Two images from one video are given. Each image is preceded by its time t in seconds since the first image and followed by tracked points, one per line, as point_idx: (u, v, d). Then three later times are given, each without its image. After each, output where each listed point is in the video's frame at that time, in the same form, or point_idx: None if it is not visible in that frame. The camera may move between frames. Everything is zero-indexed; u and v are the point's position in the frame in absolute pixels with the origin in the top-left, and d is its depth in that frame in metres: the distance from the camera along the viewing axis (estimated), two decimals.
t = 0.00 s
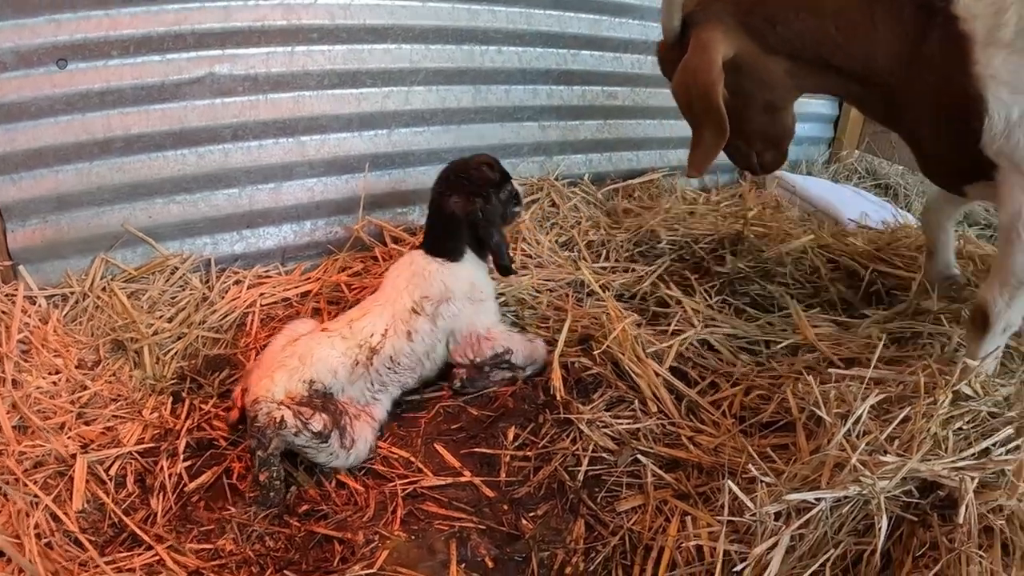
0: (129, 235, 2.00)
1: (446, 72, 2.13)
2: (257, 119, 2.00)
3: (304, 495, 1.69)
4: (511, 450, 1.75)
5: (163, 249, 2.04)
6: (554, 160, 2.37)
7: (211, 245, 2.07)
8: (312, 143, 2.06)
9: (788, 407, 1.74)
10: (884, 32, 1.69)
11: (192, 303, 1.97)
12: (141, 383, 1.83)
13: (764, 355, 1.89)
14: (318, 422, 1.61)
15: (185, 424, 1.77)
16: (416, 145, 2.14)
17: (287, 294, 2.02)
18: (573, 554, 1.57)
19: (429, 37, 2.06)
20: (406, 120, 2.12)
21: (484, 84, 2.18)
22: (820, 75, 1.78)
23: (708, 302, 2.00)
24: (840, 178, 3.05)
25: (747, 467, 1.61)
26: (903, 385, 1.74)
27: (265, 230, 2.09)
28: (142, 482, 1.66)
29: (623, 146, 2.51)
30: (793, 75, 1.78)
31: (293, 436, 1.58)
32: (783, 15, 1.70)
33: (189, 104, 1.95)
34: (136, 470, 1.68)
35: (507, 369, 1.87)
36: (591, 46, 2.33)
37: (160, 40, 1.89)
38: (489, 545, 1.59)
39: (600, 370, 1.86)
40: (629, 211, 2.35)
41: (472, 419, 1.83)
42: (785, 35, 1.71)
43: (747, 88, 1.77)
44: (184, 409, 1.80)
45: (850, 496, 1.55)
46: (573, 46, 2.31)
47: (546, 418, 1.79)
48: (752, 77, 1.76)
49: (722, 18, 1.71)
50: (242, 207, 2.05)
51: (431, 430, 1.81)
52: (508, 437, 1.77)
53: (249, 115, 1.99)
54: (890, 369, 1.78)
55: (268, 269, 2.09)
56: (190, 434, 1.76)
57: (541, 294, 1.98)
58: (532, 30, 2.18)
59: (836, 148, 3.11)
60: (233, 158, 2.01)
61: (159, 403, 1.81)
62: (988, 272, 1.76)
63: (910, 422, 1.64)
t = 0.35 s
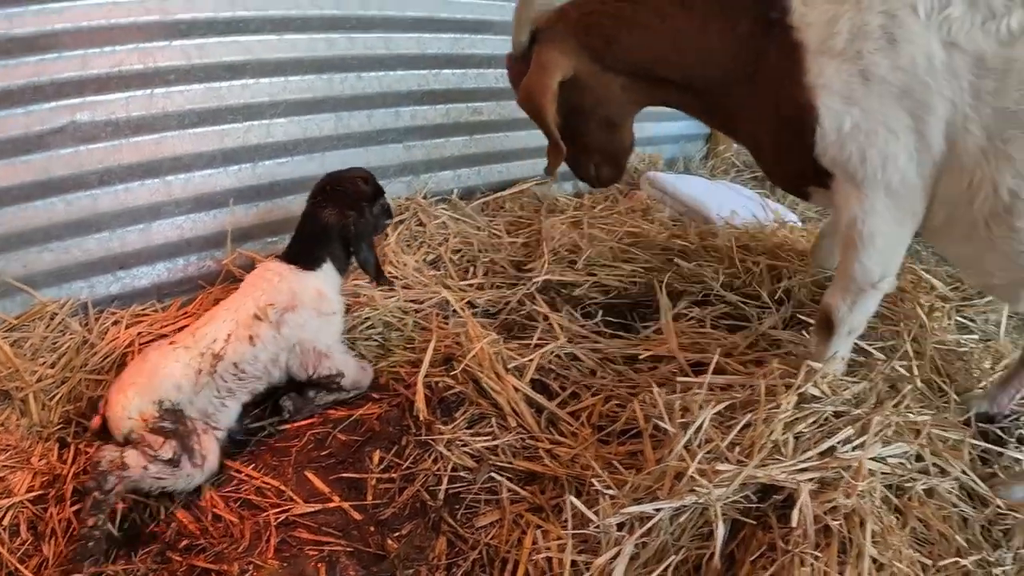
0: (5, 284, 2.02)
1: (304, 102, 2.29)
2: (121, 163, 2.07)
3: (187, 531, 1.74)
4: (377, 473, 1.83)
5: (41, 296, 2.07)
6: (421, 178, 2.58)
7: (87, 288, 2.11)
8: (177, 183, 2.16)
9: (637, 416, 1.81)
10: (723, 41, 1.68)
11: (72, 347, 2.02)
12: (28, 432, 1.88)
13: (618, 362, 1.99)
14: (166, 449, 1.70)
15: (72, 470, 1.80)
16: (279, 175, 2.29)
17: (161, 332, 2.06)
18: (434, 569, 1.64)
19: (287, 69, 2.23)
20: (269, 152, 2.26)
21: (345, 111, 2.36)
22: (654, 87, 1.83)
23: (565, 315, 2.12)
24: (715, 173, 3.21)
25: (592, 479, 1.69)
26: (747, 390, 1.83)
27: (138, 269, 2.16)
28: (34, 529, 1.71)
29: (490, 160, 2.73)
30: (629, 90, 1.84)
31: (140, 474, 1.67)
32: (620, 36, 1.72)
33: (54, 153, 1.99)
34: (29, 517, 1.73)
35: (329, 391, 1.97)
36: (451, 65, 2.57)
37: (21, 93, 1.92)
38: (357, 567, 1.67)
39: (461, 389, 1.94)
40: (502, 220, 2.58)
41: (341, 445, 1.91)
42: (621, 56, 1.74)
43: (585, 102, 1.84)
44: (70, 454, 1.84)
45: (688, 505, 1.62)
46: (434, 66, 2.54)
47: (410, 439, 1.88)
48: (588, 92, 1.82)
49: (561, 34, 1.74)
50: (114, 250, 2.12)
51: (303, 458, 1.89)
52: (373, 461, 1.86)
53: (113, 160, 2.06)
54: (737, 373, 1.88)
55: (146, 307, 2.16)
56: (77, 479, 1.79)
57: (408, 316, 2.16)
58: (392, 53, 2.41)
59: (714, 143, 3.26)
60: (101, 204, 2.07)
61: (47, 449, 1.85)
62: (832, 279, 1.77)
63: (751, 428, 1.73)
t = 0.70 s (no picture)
0: None
1: (230, 117, 2.37)
2: (54, 182, 2.11)
3: (128, 538, 1.79)
4: (307, 475, 1.92)
5: None
6: (347, 186, 2.75)
7: (25, 305, 2.17)
8: (109, 200, 2.22)
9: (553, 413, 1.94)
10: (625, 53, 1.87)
11: (11, 364, 2.08)
12: None
13: (538, 359, 2.18)
14: (110, 419, 1.80)
15: (16, 484, 1.86)
16: (208, 189, 2.39)
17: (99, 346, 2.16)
18: (364, 566, 1.72)
19: (211, 85, 2.29)
20: (199, 166, 2.36)
21: (271, 124, 2.47)
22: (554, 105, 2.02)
23: (491, 319, 2.32)
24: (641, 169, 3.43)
25: (509, 475, 1.79)
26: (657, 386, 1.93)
27: (75, 285, 2.23)
28: None
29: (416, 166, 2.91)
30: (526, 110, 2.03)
31: (81, 482, 1.77)
32: (525, 55, 1.92)
33: None
34: None
35: (270, 390, 2.07)
36: (375, 74, 2.69)
37: None
38: (291, 566, 1.73)
39: (388, 391, 2.07)
40: (431, 227, 2.82)
41: (273, 449, 1.99)
42: (526, 72, 1.93)
43: (480, 118, 1.99)
44: (14, 468, 1.90)
45: (600, 495, 1.68)
46: (358, 76, 2.65)
47: (338, 441, 1.97)
48: (487, 107, 1.98)
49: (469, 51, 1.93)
50: (49, 267, 2.18)
51: (237, 462, 1.96)
52: (303, 463, 1.94)
53: (46, 180, 2.10)
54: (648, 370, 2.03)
55: (83, 322, 2.25)
56: (21, 493, 1.85)
57: (338, 322, 2.33)
58: (315, 66, 2.51)
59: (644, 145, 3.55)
60: (35, 223, 2.12)
61: None
62: (739, 277, 1.93)
63: (662, 420, 1.81)
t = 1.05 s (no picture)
0: None
1: (227, 115, 2.36)
2: (48, 181, 2.09)
3: (124, 541, 1.77)
4: (305, 475, 1.90)
5: None
6: (345, 184, 2.73)
7: (21, 305, 2.16)
8: (104, 198, 2.21)
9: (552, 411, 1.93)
10: (602, 67, 1.97)
11: (7, 364, 2.09)
12: None
13: (536, 358, 2.18)
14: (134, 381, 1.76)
15: (11, 485, 1.86)
16: (204, 187, 2.38)
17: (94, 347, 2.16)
18: (362, 567, 1.69)
19: (207, 83, 2.28)
20: (194, 164, 2.35)
21: (268, 122, 2.46)
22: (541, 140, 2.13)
23: (489, 318, 2.32)
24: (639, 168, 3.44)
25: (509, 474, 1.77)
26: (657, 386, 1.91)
27: (70, 285, 2.22)
28: None
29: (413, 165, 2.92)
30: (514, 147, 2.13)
31: (102, 454, 1.76)
32: (511, 102, 2.05)
33: None
34: None
35: (267, 391, 2.05)
36: (372, 73, 2.69)
37: None
38: (288, 567, 1.71)
39: (386, 390, 2.05)
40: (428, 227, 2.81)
41: (270, 449, 1.97)
42: (514, 119, 2.06)
43: (471, 179, 2.11)
44: (9, 469, 1.89)
45: (601, 494, 1.66)
46: (355, 74, 2.65)
47: (336, 441, 1.96)
48: (477, 162, 2.09)
49: (457, 106, 2.06)
50: (45, 266, 2.17)
51: (234, 463, 1.94)
52: (301, 463, 1.92)
53: (41, 178, 2.08)
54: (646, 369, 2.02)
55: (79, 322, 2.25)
56: (16, 494, 1.85)
57: (335, 321, 2.31)
58: (312, 63, 2.49)
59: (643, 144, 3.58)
60: (29, 222, 2.10)
61: None
62: (732, 271, 1.98)
63: (662, 418, 1.80)
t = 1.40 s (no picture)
0: None
1: (231, 114, 2.41)
2: (56, 178, 2.15)
3: (132, 528, 1.81)
4: (309, 465, 1.94)
5: None
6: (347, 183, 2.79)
7: (29, 300, 2.25)
8: (111, 195, 2.26)
9: (551, 401, 1.98)
10: (575, 70, 2.04)
11: (15, 358, 2.13)
12: None
13: (535, 351, 2.22)
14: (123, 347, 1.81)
15: (21, 476, 1.90)
16: (209, 185, 2.43)
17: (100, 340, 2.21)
18: (365, 553, 1.73)
19: (213, 82, 2.33)
20: (199, 162, 2.40)
21: (271, 121, 2.51)
22: (519, 146, 2.19)
23: (489, 312, 2.37)
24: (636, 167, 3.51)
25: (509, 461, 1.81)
26: (655, 377, 1.96)
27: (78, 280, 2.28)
28: None
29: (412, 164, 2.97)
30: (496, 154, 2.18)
31: (100, 418, 1.81)
32: (489, 112, 2.11)
33: None
34: None
35: (272, 383, 2.09)
36: (374, 73, 2.75)
37: None
38: (293, 553, 1.74)
39: (389, 382, 2.09)
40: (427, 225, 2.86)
41: (275, 440, 2.01)
42: (492, 128, 2.12)
43: (448, 194, 2.16)
44: (18, 461, 1.94)
45: (600, 479, 1.70)
46: (357, 74, 2.71)
47: (340, 432, 1.99)
48: (456, 175, 2.15)
49: (437, 123, 2.10)
50: (53, 262, 2.22)
51: (240, 454, 1.98)
52: (306, 453, 1.96)
53: (49, 176, 2.14)
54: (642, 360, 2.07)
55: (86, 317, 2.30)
56: (26, 484, 1.89)
57: (338, 316, 2.35)
58: (314, 64, 2.55)
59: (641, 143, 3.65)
60: (38, 219, 2.15)
61: None
62: (717, 261, 2.04)
63: (658, 407, 1.85)
